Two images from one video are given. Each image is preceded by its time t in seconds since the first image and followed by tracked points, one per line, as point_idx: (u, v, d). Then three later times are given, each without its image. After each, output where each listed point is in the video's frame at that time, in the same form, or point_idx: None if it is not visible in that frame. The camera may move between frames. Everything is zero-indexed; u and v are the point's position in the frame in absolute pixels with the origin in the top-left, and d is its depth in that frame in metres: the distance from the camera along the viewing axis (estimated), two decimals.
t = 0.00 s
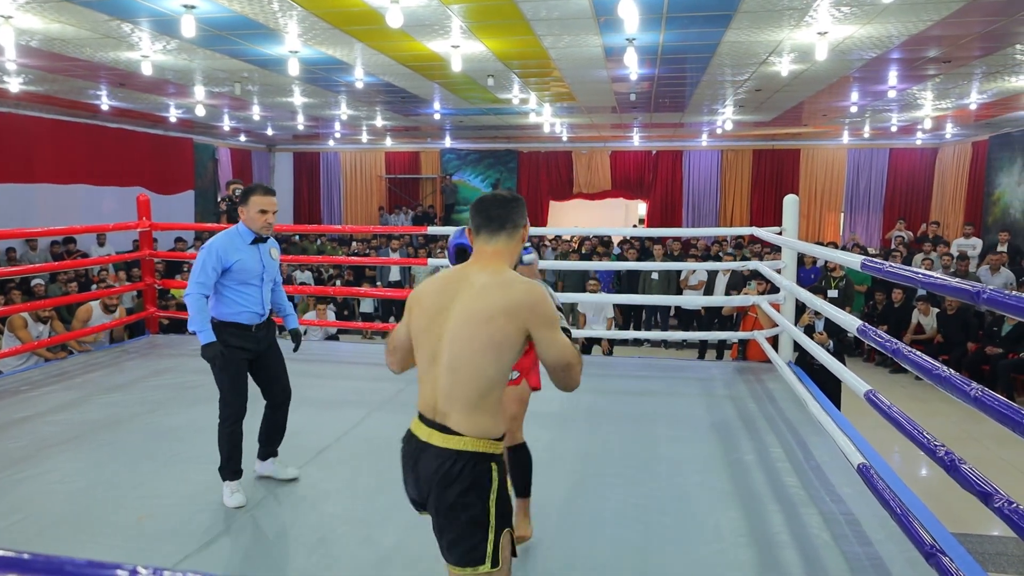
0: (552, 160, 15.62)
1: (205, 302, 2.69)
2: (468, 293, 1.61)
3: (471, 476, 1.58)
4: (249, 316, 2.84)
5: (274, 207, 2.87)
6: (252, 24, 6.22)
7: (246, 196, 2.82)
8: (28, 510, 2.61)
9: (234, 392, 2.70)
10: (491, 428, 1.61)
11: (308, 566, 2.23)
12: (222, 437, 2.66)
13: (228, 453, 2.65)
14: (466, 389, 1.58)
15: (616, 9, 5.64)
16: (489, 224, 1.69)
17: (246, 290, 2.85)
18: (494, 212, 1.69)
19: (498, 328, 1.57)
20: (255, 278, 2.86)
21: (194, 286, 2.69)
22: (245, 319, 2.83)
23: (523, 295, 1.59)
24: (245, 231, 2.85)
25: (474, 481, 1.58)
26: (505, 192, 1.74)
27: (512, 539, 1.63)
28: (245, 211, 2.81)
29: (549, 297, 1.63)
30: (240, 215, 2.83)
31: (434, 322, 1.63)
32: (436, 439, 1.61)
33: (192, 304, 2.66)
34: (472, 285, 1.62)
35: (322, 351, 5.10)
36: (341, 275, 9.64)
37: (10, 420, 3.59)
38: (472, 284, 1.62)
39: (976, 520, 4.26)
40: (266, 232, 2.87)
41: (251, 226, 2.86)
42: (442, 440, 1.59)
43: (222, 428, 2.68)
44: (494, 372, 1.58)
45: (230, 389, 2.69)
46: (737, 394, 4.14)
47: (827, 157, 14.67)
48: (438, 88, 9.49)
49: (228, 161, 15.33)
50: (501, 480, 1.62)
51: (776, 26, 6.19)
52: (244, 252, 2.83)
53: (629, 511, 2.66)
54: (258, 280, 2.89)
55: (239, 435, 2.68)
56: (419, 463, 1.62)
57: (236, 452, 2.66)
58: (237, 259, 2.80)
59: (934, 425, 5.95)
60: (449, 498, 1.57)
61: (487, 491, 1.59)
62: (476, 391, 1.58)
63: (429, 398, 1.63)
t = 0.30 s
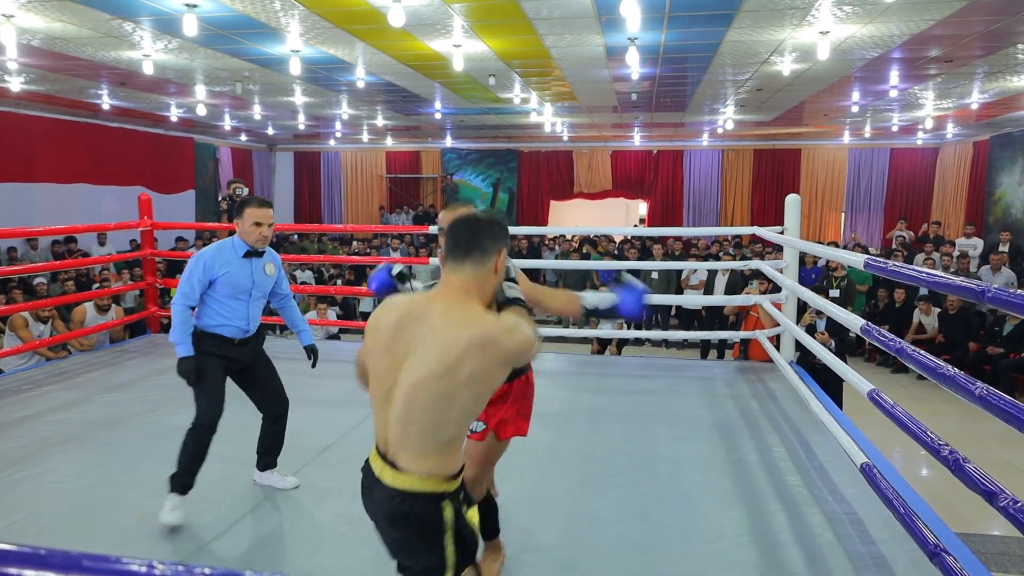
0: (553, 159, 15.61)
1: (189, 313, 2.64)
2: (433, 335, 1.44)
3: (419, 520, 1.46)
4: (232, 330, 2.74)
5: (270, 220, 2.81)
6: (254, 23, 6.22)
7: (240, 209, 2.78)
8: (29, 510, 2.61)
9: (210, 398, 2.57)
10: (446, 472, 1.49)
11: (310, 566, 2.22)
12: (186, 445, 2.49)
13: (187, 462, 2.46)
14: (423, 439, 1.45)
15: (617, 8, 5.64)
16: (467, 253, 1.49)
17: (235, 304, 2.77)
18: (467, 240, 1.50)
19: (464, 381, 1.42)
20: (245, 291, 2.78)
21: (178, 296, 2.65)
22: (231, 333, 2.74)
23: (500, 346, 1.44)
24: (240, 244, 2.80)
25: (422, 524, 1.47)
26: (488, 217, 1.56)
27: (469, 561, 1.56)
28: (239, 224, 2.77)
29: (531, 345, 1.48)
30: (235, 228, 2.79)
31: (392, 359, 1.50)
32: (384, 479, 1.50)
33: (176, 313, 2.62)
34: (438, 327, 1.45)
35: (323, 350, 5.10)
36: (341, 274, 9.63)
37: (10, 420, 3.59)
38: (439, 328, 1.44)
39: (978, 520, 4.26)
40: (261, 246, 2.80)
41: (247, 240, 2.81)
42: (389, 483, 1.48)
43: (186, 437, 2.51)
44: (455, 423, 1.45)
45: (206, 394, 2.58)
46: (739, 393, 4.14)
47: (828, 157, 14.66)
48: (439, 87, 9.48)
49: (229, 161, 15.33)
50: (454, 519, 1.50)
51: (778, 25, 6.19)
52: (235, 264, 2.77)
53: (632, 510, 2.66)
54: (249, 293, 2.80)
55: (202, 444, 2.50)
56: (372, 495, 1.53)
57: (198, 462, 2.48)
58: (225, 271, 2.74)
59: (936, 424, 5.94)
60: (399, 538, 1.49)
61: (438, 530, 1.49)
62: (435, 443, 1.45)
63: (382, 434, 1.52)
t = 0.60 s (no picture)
0: (555, 158, 15.60)
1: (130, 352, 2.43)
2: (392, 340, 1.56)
3: (377, 510, 1.52)
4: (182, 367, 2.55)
5: (218, 249, 2.60)
6: (257, 22, 6.22)
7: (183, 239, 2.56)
8: (31, 509, 2.60)
9: (148, 430, 2.37)
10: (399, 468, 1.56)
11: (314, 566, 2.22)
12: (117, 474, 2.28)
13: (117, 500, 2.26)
14: (369, 428, 1.57)
15: (621, 6, 5.63)
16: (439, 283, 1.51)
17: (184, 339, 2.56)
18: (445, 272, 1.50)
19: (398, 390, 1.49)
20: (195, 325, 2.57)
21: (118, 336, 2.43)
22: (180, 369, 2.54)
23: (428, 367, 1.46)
24: (185, 278, 2.58)
25: (378, 518, 1.52)
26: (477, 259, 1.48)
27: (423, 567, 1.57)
28: (183, 256, 2.55)
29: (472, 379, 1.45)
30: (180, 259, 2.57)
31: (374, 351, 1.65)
32: (349, 470, 1.57)
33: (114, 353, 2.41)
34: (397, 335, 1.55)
35: (325, 349, 5.09)
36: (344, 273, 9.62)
37: (12, 419, 3.58)
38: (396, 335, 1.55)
39: (982, 520, 4.24)
40: (209, 278, 2.58)
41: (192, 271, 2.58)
42: (354, 471, 1.55)
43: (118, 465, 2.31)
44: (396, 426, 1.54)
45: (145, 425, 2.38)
46: (743, 393, 4.12)
47: (831, 156, 14.63)
48: (442, 86, 9.47)
49: (232, 160, 15.34)
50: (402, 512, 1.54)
51: (782, 24, 6.17)
52: (181, 298, 2.56)
53: (637, 510, 2.66)
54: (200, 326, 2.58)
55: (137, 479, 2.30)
56: (335, 495, 1.58)
57: (130, 492, 2.28)
58: (168, 307, 2.53)
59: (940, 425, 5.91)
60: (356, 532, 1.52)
61: (394, 523, 1.53)
62: (375, 436, 1.56)
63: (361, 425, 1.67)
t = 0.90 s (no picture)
0: (558, 158, 15.59)
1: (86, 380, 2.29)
2: (467, 308, 1.52)
3: (413, 496, 1.45)
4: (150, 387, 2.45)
5: (187, 272, 2.37)
6: (261, 22, 6.23)
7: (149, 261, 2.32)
8: (38, 509, 2.61)
9: (125, 442, 2.32)
10: (453, 451, 1.49)
11: (321, 566, 2.22)
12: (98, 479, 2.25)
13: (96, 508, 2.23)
14: (445, 406, 1.48)
15: (625, 6, 5.62)
16: (503, 249, 1.58)
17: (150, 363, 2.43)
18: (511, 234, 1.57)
19: (510, 352, 1.48)
20: (161, 350, 2.42)
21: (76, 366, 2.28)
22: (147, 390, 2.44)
23: (525, 319, 1.50)
24: (150, 302, 2.38)
25: (417, 503, 1.45)
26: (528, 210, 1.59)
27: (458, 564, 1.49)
28: (149, 280, 2.33)
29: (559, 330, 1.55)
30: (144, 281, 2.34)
31: (419, 330, 1.56)
32: (386, 447, 1.51)
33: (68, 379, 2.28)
34: (471, 302, 1.52)
35: (329, 349, 5.10)
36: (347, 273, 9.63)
37: (18, 420, 3.59)
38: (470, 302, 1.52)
39: (987, 520, 4.23)
40: (178, 303, 2.38)
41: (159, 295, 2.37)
42: (391, 448, 1.50)
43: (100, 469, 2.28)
44: (478, 398, 1.47)
45: (120, 436, 2.33)
46: (747, 393, 4.12)
47: (835, 156, 14.60)
48: (445, 86, 9.48)
49: (235, 160, 15.37)
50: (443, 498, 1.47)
51: (785, 24, 6.17)
52: (147, 324, 2.38)
53: (641, 510, 2.66)
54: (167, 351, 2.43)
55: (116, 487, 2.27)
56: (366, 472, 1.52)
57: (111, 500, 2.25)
58: (131, 335, 2.36)
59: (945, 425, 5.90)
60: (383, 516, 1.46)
61: (427, 512, 1.45)
62: (452, 412, 1.47)
63: (397, 407, 1.54)
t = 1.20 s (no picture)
0: (561, 158, 15.59)
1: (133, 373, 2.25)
2: (502, 276, 1.58)
3: (499, 467, 1.49)
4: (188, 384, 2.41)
5: (242, 271, 2.39)
6: (264, 22, 6.24)
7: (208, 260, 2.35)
8: (42, 508, 2.62)
9: (154, 439, 2.28)
10: (515, 420, 1.55)
11: (324, 565, 2.23)
12: (121, 477, 2.21)
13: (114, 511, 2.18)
14: (499, 375, 1.53)
15: (627, 6, 5.62)
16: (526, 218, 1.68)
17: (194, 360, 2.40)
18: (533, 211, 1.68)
19: (548, 312, 1.56)
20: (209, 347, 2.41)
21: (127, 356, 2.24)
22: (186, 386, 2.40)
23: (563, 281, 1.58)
24: (208, 298, 2.37)
25: (503, 470, 1.50)
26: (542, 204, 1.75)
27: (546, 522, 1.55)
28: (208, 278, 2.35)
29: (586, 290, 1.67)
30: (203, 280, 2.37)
31: (456, 306, 1.59)
32: (454, 433, 1.51)
33: (116, 372, 2.23)
34: (503, 271, 1.58)
35: (332, 349, 5.11)
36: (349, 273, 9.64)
37: (21, 419, 3.60)
38: (502, 270, 1.58)
39: (990, 520, 4.23)
40: (234, 301, 2.38)
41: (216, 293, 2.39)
42: (464, 433, 1.50)
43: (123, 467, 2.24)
44: (529, 359, 1.55)
45: (151, 432, 2.28)
46: (749, 393, 4.11)
47: (838, 155, 14.56)
48: (447, 86, 9.48)
49: (238, 160, 15.39)
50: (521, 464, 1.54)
51: (789, 23, 6.15)
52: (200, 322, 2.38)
53: (643, 510, 2.65)
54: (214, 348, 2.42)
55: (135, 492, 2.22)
56: (436, 463, 1.51)
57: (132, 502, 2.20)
58: (189, 330, 2.33)
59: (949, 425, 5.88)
60: (471, 496, 1.46)
61: (515, 477, 1.51)
62: (508, 377, 1.53)
63: (446, 388, 1.55)
